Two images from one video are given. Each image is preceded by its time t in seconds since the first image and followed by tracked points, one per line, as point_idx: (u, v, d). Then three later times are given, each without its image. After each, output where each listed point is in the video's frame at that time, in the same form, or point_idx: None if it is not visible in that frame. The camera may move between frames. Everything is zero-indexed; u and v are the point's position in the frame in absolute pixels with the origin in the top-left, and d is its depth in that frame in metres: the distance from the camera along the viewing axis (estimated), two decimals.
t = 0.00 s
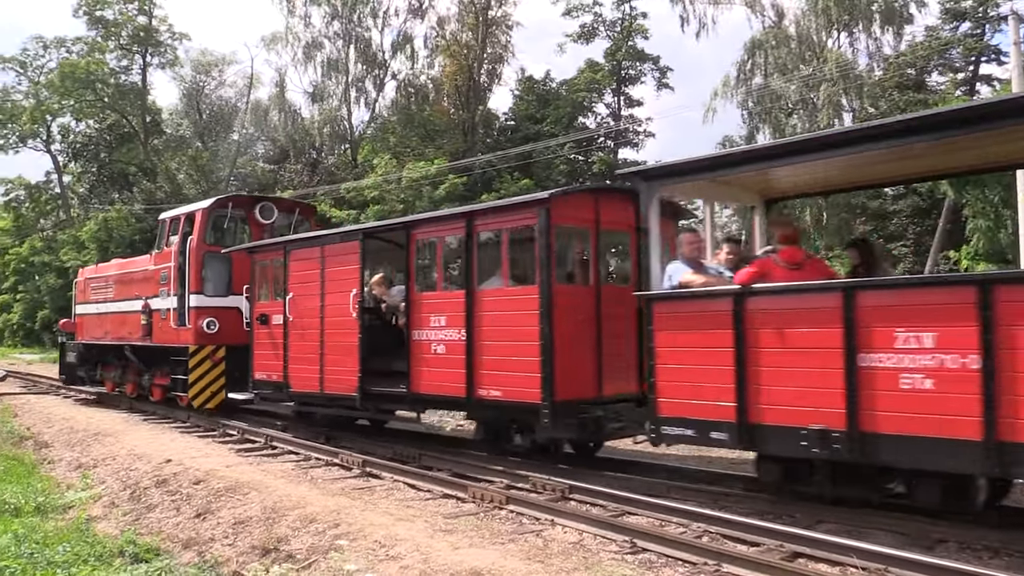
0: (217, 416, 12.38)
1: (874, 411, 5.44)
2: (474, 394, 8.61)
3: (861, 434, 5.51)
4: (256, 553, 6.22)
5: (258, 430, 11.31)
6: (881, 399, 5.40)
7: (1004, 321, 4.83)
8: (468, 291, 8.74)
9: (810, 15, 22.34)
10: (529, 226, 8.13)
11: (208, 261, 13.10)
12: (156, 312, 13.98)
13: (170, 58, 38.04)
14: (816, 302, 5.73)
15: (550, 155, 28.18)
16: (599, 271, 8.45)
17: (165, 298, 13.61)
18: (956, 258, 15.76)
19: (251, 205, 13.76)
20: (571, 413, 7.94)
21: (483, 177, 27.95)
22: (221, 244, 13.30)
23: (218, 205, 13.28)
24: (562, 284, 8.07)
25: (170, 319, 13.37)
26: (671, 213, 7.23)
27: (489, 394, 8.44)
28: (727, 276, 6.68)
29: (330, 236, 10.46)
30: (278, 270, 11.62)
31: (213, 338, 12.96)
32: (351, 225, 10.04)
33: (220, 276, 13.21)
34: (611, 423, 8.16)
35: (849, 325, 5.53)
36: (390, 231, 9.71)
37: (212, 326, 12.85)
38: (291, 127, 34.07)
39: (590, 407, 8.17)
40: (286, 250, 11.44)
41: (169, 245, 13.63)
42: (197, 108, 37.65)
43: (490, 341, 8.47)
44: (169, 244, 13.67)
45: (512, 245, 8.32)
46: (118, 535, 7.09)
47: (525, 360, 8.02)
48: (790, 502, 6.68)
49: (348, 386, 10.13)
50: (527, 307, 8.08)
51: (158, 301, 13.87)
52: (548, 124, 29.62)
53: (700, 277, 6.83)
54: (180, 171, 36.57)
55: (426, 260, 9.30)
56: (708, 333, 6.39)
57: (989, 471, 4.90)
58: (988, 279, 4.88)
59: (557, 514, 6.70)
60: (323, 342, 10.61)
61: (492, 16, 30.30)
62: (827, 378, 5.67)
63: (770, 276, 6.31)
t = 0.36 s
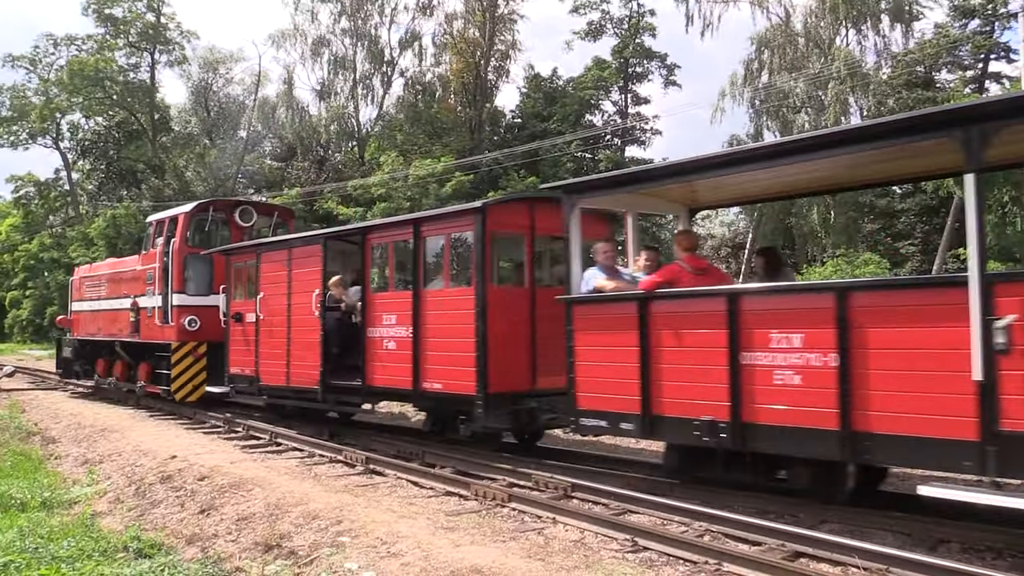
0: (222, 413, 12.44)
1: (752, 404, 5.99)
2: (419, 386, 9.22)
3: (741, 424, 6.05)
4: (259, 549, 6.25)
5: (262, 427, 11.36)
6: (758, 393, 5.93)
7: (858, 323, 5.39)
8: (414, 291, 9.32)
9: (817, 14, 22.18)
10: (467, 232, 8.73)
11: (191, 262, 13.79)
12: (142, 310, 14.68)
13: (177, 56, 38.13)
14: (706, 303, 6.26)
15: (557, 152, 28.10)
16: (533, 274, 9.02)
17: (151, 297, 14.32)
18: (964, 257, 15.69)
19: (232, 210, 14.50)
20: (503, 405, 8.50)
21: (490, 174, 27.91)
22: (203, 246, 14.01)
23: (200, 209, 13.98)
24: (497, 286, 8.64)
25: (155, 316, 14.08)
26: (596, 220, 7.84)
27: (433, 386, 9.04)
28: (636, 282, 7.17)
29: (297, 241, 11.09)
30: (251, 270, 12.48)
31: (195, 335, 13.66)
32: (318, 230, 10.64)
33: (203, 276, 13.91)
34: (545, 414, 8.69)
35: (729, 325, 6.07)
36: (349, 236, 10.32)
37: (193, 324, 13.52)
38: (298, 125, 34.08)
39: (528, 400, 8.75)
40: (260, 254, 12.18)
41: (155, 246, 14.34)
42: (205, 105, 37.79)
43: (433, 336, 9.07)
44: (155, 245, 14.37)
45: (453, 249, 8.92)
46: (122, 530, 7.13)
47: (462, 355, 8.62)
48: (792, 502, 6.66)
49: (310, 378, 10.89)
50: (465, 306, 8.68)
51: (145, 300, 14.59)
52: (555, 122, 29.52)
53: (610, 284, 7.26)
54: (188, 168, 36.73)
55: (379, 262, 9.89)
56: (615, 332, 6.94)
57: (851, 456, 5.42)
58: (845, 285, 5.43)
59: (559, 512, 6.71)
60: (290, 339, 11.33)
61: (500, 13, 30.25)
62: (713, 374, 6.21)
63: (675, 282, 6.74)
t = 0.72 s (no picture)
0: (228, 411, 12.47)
1: (654, 395, 6.75)
2: (373, 380, 9.92)
3: (646, 412, 6.82)
4: (262, 548, 6.26)
5: (268, 425, 11.38)
6: (660, 385, 6.69)
7: (740, 322, 6.12)
8: (368, 292, 10.03)
9: (823, 10, 22.06)
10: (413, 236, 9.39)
11: (176, 264, 14.55)
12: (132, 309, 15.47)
13: (184, 55, 38.20)
14: (618, 305, 7.03)
15: (563, 149, 28.01)
16: (478, 275, 9.62)
17: (139, 297, 15.11)
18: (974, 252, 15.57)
19: (216, 214, 15.28)
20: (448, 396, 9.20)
21: (496, 172, 27.96)
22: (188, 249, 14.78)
23: (184, 214, 14.75)
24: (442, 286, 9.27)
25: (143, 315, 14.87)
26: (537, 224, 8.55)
27: (384, 380, 9.76)
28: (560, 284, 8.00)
29: (266, 244, 11.87)
30: (225, 271, 13.22)
31: (179, 334, 14.42)
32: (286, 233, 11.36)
33: (187, 278, 14.68)
34: (489, 405, 9.45)
35: (634, 324, 6.86)
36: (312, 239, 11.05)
37: (177, 323, 14.28)
38: (304, 122, 34.05)
39: (473, 392, 9.42)
40: (235, 257, 12.92)
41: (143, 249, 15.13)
42: (211, 104, 37.68)
43: (385, 333, 9.77)
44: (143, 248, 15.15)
45: (402, 253, 9.58)
46: (127, 528, 7.16)
47: (410, 349, 9.29)
48: (798, 498, 6.62)
49: (278, 374, 11.61)
50: (413, 306, 9.33)
51: (134, 300, 15.39)
52: (561, 119, 29.36)
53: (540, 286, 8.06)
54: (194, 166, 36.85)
55: (339, 264, 10.59)
56: (543, 331, 7.73)
57: (736, 441, 6.17)
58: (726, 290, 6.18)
59: (563, 509, 6.71)
60: (260, 338, 12.05)
61: (505, 10, 30.20)
62: (622, 367, 6.99)
63: (591, 286, 7.51)
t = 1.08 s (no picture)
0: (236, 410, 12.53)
1: (578, 384, 7.58)
2: (340, 373, 10.83)
3: (572, 400, 7.67)
4: (270, 545, 6.27)
5: (276, 423, 11.40)
6: (583, 376, 7.52)
7: (649, 318, 6.93)
8: (337, 292, 10.94)
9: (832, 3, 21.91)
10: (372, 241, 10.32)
11: (165, 266, 15.39)
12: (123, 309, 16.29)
13: (191, 53, 38.29)
14: (549, 303, 7.83)
15: (570, 146, 27.95)
16: (432, 277, 10.41)
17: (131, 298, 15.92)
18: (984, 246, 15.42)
19: (203, 219, 16.14)
20: (404, 388, 10.02)
21: (504, 169, 27.93)
22: (176, 252, 15.60)
23: (173, 219, 15.60)
24: (398, 288, 10.13)
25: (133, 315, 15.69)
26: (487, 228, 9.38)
27: (349, 373, 10.65)
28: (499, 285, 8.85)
29: (246, 250, 12.91)
30: (211, 273, 14.17)
31: (168, 332, 15.23)
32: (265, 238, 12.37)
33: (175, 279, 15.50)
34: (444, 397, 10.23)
35: (563, 321, 7.68)
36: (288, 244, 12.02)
37: (166, 322, 15.09)
38: (313, 120, 34.04)
39: (429, 385, 10.26)
40: (218, 261, 13.91)
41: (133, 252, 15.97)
42: (219, 102, 37.62)
43: (350, 330, 10.68)
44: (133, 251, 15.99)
45: (365, 255, 10.47)
46: (135, 527, 7.20)
47: (370, 344, 10.19)
48: (806, 494, 6.61)
49: (255, 368, 12.51)
50: (373, 304, 10.21)
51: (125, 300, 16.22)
52: (569, 116, 29.25)
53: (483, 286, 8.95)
54: (202, 165, 36.94)
55: (309, 266, 11.56)
56: (486, 327, 8.58)
57: (645, 425, 7.00)
58: (636, 289, 6.98)
59: (570, 505, 6.70)
60: (239, 337, 13.00)
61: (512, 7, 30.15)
62: (551, 360, 7.83)
63: (522, 286, 8.36)
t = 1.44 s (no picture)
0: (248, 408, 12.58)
1: (518, 376, 8.18)
2: (313, 368, 11.35)
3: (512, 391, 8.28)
4: (281, 542, 6.29)
5: (287, 420, 11.44)
6: (522, 368, 8.14)
7: (576, 316, 7.58)
8: (310, 291, 11.43)
9: None
10: (341, 244, 10.79)
11: (160, 266, 16.00)
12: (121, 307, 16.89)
13: (201, 52, 38.41)
14: (492, 302, 8.44)
15: (580, 142, 27.90)
16: (398, 279, 10.82)
17: (128, 297, 16.53)
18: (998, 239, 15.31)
19: (196, 221, 16.81)
20: (371, 380, 10.43)
21: (514, 165, 27.82)
22: (171, 252, 16.21)
23: (167, 221, 16.25)
24: (365, 289, 10.56)
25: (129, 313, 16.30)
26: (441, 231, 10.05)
27: (321, 367, 11.17)
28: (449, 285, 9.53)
29: (230, 251, 13.48)
30: (198, 273, 14.77)
31: (162, 329, 15.81)
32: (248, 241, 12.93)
33: (170, 279, 16.10)
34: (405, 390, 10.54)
35: (502, 318, 8.31)
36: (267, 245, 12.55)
37: (160, 320, 15.66)
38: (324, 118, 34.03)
39: (395, 378, 10.69)
40: (207, 262, 14.48)
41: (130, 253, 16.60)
42: (230, 100, 37.71)
43: (321, 327, 11.20)
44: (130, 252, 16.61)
45: (335, 258, 10.95)
46: (147, 524, 7.24)
47: (338, 341, 10.70)
48: (819, 490, 6.58)
49: (238, 363, 13.10)
50: (341, 304, 10.67)
51: (122, 299, 16.83)
52: (579, 112, 29.19)
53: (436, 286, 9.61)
54: (213, 163, 37.06)
55: (286, 267, 12.10)
56: (437, 324, 9.22)
57: (573, 412, 7.64)
58: (564, 291, 7.64)
59: (581, 502, 6.69)
60: (223, 335, 13.59)
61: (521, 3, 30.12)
62: (493, 354, 8.45)
63: (470, 287, 9.06)
